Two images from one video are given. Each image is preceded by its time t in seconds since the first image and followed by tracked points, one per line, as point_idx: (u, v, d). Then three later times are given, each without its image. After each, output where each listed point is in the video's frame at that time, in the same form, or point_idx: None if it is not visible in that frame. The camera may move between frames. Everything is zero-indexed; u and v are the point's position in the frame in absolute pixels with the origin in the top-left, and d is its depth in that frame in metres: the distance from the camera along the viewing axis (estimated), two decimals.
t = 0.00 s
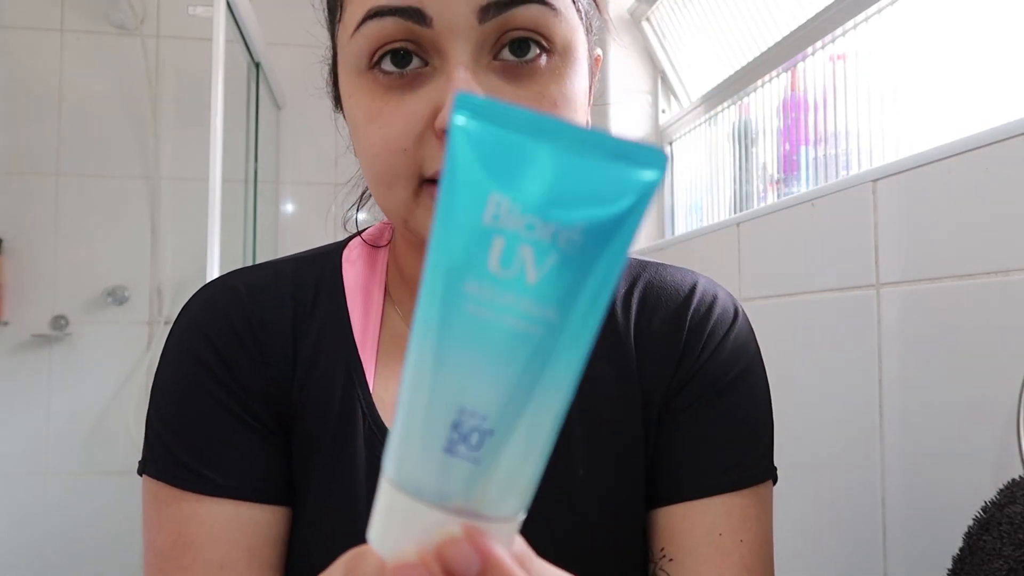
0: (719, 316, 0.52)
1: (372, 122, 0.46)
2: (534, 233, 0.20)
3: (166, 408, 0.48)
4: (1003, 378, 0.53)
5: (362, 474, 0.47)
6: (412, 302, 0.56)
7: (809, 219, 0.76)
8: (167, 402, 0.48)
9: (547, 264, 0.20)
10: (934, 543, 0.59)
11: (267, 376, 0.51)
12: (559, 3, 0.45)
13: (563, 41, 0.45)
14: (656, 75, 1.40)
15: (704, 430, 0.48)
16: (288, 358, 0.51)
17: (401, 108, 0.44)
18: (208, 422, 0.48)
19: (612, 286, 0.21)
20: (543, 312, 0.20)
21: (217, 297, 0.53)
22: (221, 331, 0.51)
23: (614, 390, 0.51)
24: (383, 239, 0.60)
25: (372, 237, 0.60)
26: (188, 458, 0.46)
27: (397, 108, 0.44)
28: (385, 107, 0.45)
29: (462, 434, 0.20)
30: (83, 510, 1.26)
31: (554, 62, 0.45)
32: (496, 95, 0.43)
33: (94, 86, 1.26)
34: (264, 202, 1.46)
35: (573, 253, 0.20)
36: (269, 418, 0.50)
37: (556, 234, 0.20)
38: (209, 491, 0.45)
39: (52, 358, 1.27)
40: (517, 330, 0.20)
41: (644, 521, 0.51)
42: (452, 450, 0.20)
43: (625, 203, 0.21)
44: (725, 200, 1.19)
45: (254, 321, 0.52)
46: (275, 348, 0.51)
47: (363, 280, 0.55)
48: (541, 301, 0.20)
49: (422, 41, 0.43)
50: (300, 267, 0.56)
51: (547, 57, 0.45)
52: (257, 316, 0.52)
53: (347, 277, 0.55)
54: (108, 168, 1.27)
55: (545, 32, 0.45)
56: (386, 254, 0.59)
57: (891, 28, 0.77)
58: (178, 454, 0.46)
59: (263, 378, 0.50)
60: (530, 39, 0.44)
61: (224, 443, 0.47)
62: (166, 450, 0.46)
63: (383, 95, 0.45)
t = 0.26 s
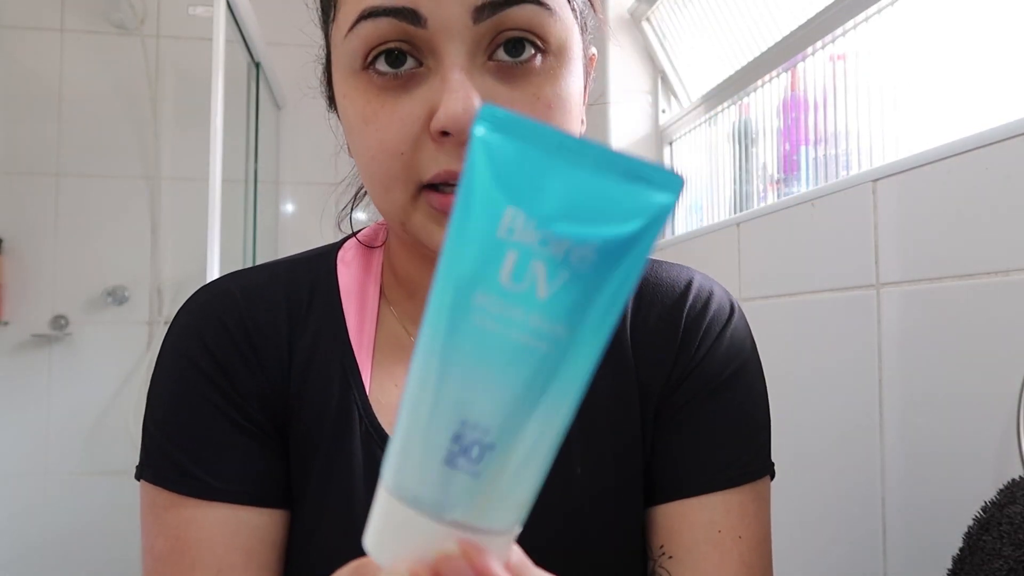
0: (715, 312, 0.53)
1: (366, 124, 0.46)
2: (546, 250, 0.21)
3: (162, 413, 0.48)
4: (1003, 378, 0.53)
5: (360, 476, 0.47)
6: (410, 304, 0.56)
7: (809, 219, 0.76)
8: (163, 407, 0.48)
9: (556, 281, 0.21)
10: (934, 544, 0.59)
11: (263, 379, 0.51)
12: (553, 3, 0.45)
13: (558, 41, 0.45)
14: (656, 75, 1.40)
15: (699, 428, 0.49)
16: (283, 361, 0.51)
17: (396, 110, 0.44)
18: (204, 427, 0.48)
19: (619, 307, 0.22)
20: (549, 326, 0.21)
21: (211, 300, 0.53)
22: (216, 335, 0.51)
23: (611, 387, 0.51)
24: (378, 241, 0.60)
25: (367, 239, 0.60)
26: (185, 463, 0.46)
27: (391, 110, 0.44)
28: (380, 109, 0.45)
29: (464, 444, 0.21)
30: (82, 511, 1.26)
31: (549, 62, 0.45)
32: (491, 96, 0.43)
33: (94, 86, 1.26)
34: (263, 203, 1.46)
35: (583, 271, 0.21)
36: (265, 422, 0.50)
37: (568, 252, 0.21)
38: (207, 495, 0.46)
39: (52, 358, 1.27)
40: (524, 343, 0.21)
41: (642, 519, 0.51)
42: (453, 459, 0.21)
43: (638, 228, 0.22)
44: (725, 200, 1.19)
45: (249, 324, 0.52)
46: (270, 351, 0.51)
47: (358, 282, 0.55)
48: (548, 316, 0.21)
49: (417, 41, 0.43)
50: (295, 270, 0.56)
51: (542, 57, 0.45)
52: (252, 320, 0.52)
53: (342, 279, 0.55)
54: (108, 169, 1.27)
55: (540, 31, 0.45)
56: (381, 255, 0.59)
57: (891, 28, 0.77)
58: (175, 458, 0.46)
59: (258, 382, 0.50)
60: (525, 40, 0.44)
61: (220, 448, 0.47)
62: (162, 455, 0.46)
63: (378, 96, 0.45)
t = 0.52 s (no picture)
0: (715, 316, 0.53)
1: (367, 126, 0.46)
2: (551, 285, 0.20)
3: (162, 414, 0.48)
4: (1003, 378, 0.53)
5: (359, 477, 0.47)
6: (409, 304, 0.56)
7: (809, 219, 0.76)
8: (163, 409, 0.48)
9: (561, 318, 0.20)
10: (933, 544, 0.59)
11: (263, 380, 0.51)
12: (555, 8, 0.45)
13: (559, 45, 0.46)
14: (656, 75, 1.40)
15: (700, 429, 0.49)
16: (283, 362, 0.51)
17: (396, 113, 0.44)
18: (204, 428, 0.48)
19: (627, 342, 0.21)
20: (553, 362, 0.21)
21: (211, 302, 0.53)
22: (216, 336, 0.51)
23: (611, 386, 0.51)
24: (378, 241, 0.60)
25: (367, 239, 0.60)
26: (185, 464, 0.46)
27: (392, 113, 0.44)
28: (380, 112, 0.45)
29: (464, 470, 0.21)
30: (81, 511, 1.26)
31: (551, 66, 0.45)
32: (492, 99, 0.43)
33: (94, 85, 1.26)
34: (263, 202, 1.46)
35: (589, 309, 0.21)
36: (265, 423, 0.50)
37: (574, 289, 0.20)
38: (207, 496, 0.45)
39: (52, 358, 1.27)
40: (526, 377, 0.21)
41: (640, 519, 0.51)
42: (453, 484, 0.21)
43: (650, 263, 0.21)
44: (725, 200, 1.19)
45: (249, 325, 0.52)
46: (270, 352, 0.51)
47: (358, 282, 0.55)
48: (551, 352, 0.21)
49: (418, 45, 0.43)
50: (294, 271, 0.56)
51: (544, 61, 0.45)
52: (252, 321, 0.52)
53: (342, 279, 0.55)
54: (108, 168, 1.27)
55: (542, 36, 0.45)
56: (381, 256, 0.59)
57: (891, 28, 0.77)
58: (175, 459, 0.46)
59: (258, 383, 0.50)
60: (526, 44, 0.44)
61: (220, 449, 0.47)
62: (162, 456, 0.46)
63: (378, 99, 0.45)
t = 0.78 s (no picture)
0: (712, 315, 0.53)
1: (375, 128, 0.45)
2: (556, 279, 0.21)
3: (161, 415, 0.48)
4: (1003, 378, 0.53)
5: (358, 478, 0.47)
6: (407, 304, 0.56)
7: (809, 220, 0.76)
8: (162, 411, 0.48)
9: (566, 310, 0.21)
10: (933, 544, 0.59)
11: (262, 381, 0.51)
12: (565, 13, 0.45)
13: (567, 51, 0.46)
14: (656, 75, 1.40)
15: (697, 427, 0.49)
16: (282, 363, 0.51)
17: (407, 115, 0.44)
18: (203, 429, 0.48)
19: (626, 339, 0.22)
20: (558, 351, 0.21)
21: (209, 303, 0.53)
22: (215, 338, 0.51)
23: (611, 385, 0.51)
24: (375, 242, 0.60)
25: (366, 240, 0.60)
26: (185, 466, 0.46)
27: (403, 115, 0.44)
28: (390, 114, 0.45)
29: (469, 458, 0.22)
30: (81, 511, 1.26)
31: (559, 71, 0.46)
32: (504, 103, 0.43)
33: (94, 85, 1.26)
34: (263, 203, 1.46)
35: (592, 303, 0.21)
36: (265, 424, 0.50)
37: (579, 283, 0.21)
38: (207, 497, 0.46)
39: (51, 358, 1.27)
40: (532, 367, 0.21)
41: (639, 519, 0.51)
42: (459, 472, 0.22)
43: (649, 260, 0.22)
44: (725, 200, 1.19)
45: (248, 326, 0.52)
46: (269, 354, 0.51)
47: (356, 283, 0.55)
48: (557, 342, 0.21)
49: (431, 48, 0.43)
50: (293, 272, 0.56)
51: (553, 66, 0.45)
52: (251, 322, 0.52)
53: (340, 281, 0.55)
54: (108, 168, 1.27)
55: (552, 41, 0.45)
56: (378, 257, 0.59)
57: (891, 28, 0.78)
58: (175, 461, 0.46)
59: (257, 384, 0.50)
60: (537, 49, 0.45)
61: (220, 451, 0.47)
62: (162, 457, 0.46)
63: (389, 101, 0.45)
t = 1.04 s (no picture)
0: (700, 305, 0.53)
1: (409, 127, 0.44)
2: (589, 212, 0.27)
3: (154, 425, 0.48)
4: (1003, 378, 0.53)
5: (351, 478, 0.47)
6: (399, 304, 0.56)
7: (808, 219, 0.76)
8: (154, 420, 0.48)
9: (593, 235, 0.26)
10: (932, 545, 0.59)
11: (253, 385, 0.50)
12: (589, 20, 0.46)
13: (587, 57, 0.47)
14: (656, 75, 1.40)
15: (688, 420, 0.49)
16: (272, 367, 0.51)
17: (446, 114, 0.43)
18: (196, 437, 0.48)
19: (633, 274, 0.27)
20: (582, 267, 0.26)
21: (198, 309, 0.52)
22: (204, 344, 0.50)
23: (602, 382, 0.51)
24: (365, 243, 0.60)
25: (355, 242, 0.60)
26: (178, 474, 0.46)
27: (441, 113, 0.43)
28: (427, 112, 0.44)
29: (495, 343, 0.25)
30: (81, 511, 1.26)
31: (581, 76, 0.47)
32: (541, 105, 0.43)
33: (94, 85, 1.26)
34: (262, 203, 1.46)
35: (614, 236, 0.26)
36: (257, 429, 0.50)
37: (607, 216, 0.27)
38: (201, 504, 0.46)
39: (51, 358, 1.27)
40: (561, 276, 0.26)
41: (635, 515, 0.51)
42: (483, 354, 0.25)
43: (659, 215, 0.27)
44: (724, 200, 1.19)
45: (237, 331, 0.51)
46: (258, 358, 0.51)
47: (346, 286, 0.55)
48: (582, 260, 0.26)
49: (472, 46, 0.42)
50: (282, 276, 0.55)
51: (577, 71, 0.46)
52: (240, 326, 0.52)
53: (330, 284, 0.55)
54: (108, 168, 1.27)
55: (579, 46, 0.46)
56: (367, 259, 0.59)
57: (890, 28, 0.78)
58: (168, 469, 0.47)
59: (247, 388, 0.50)
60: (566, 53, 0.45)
61: (213, 458, 0.47)
62: (156, 466, 0.47)
63: (424, 99, 0.44)
